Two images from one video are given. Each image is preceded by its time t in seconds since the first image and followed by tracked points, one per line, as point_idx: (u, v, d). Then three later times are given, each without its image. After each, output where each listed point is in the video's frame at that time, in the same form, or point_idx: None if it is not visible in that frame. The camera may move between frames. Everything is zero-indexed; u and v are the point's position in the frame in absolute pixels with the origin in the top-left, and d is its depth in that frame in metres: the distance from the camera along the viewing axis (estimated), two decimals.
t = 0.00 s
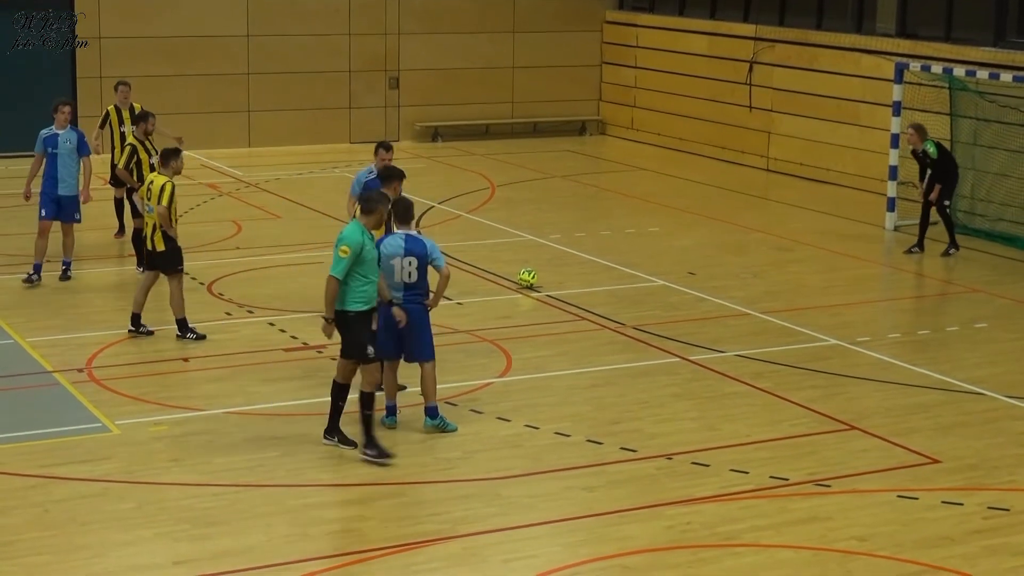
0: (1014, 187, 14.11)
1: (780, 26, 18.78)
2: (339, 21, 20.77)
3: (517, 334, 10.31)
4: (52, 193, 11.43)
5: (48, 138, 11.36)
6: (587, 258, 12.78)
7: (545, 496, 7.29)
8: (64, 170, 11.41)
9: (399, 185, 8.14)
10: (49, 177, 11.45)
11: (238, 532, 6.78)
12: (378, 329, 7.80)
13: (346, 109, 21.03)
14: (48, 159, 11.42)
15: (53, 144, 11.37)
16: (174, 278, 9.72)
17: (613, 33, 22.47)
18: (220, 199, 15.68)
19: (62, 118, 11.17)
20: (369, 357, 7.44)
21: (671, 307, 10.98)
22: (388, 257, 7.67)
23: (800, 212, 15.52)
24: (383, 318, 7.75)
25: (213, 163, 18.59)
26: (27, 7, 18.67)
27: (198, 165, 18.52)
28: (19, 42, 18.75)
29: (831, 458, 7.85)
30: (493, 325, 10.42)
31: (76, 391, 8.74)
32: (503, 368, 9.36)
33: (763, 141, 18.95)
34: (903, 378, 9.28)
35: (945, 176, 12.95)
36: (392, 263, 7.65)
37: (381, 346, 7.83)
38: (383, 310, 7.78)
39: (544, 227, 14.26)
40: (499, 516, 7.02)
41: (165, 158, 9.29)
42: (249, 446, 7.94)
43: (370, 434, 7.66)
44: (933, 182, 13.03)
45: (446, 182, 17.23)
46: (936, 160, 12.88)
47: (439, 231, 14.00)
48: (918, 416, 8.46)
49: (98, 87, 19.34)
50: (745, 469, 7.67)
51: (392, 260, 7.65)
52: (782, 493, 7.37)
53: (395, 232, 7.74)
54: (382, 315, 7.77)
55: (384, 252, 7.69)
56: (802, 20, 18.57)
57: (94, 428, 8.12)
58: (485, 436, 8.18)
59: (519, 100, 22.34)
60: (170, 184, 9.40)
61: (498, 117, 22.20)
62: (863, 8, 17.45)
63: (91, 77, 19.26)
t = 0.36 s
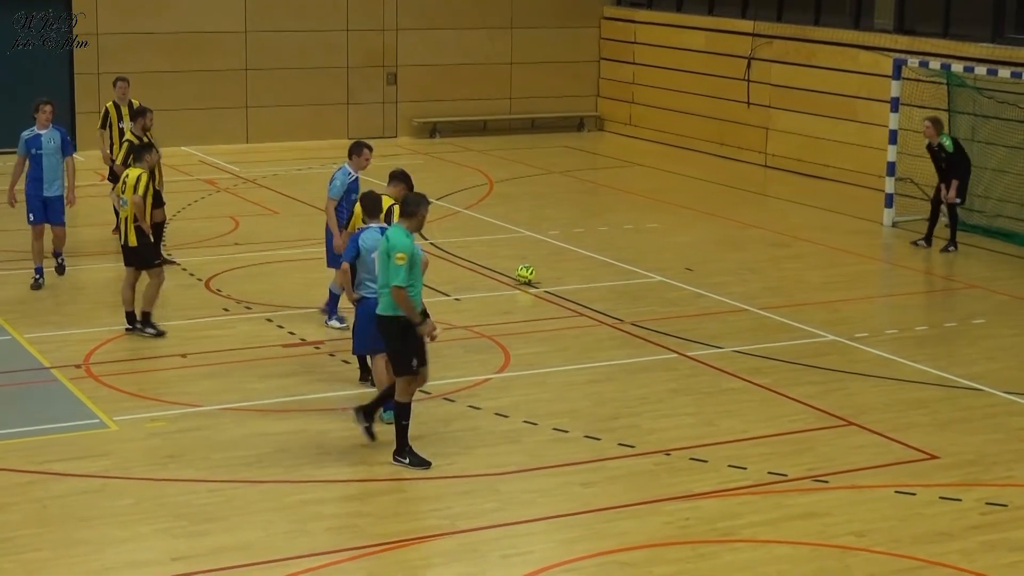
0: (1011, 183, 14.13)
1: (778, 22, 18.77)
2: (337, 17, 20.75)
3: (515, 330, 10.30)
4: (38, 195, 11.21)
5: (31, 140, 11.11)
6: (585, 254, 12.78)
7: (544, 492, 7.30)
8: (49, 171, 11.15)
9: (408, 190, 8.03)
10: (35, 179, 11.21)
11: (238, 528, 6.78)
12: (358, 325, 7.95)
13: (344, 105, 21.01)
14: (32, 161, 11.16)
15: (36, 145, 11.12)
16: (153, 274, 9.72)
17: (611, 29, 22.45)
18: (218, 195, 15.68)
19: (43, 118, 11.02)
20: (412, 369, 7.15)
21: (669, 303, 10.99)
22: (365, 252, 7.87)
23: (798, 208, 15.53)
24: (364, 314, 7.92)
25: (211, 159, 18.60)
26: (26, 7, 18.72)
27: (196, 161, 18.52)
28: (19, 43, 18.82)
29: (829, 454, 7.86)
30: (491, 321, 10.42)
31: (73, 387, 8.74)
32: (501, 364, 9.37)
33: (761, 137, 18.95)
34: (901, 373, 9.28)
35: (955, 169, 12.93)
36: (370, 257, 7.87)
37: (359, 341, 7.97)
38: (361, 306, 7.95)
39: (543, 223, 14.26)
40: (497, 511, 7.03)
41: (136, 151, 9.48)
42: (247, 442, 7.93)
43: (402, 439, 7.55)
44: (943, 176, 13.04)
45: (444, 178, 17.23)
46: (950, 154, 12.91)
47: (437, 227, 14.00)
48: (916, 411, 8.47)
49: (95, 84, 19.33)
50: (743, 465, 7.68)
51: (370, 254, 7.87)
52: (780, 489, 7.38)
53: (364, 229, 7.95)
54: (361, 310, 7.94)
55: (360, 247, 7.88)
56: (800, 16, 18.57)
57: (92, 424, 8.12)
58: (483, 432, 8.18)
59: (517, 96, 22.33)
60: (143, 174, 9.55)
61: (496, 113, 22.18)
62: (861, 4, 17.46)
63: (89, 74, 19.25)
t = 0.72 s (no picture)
0: (1008, 179, 14.09)
1: (775, 18, 18.75)
2: (333, 14, 20.73)
3: (512, 326, 10.31)
4: (30, 196, 10.79)
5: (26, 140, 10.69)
6: (582, 250, 12.78)
7: (540, 488, 7.30)
8: (43, 172, 10.75)
9: (404, 185, 8.11)
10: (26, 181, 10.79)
11: (234, 524, 6.79)
12: (336, 319, 7.80)
13: (340, 102, 21.00)
14: (22, 162, 10.71)
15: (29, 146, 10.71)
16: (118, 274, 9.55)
17: (607, 25, 22.46)
18: (214, 191, 15.67)
19: (37, 118, 10.67)
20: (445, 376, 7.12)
21: (665, 299, 10.99)
22: (344, 243, 7.79)
23: (794, 204, 15.54)
24: (345, 306, 7.79)
25: (208, 155, 18.58)
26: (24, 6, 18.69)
27: (192, 157, 18.51)
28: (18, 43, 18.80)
29: (825, 449, 7.87)
30: (487, 317, 10.43)
31: (70, 383, 8.73)
32: (498, 361, 9.37)
33: (757, 133, 18.96)
34: (897, 369, 9.30)
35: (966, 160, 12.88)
36: (349, 248, 7.79)
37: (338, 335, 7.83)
38: (339, 298, 7.81)
39: (539, 219, 14.26)
40: (493, 507, 7.04)
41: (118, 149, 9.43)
42: (244, 438, 7.93)
43: (488, 437, 7.49)
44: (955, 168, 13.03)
45: (441, 174, 17.22)
46: (960, 149, 12.88)
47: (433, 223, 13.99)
48: (911, 407, 8.48)
49: (92, 81, 19.29)
50: (739, 460, 7.69)
51: (349, 244, 7.79)
52: (776, 484, 7.39)
53: (336, 219, 7.85)
54: (340, 302, 7.81)
55: (338, 237, 7.79)
56: (796, 12, 18.53)
57: (88, 420, 8.12)
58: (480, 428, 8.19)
59: (514, 92, 22.32)
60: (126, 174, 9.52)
61: (492, 109, 22.18)
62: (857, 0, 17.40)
63: (85, 70, 19.22)
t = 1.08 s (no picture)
0: (995, 172, 14.13)
1: (762, 12, 18.70)
2: (321, 10, 20.70)
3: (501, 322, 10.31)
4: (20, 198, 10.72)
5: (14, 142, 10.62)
6: (570, 245, 12.78)
7: (530, 483, 7.31)
8: (32, 173, 10.67)
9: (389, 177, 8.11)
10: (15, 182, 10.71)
11: (225, 523, 6.78)
12: (303, 309, 7.91)
13: (328, 98, 21.00)
14: (12, 163, 10.63)
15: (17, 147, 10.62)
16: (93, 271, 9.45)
17: (595, 20, 22.49)
18: (203, 189, 15.65)
19: (29, 120, 10.48)
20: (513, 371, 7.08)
21: (655, 294, 11.00)
22: (307, 235, 7.83)
23: (784, 198, 15.56)
24: (311, 296, 7.91)
25: (196, 153, 18.56)
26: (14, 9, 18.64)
27: (181, 155, 18.49)
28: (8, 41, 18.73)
29: (815, 442, 7.88)
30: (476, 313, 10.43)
31: (58, 382, 8.70)
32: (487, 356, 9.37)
33: (745, 127, 18.98)
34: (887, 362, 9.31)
35: (961, 146, 12.90)
36: (313, 240, 7.85)
37: (300, 323, 7.96)
38: (304, 289, 7.91)
39: (527, 215, 14.26)
40: (484, 503, 7.04)
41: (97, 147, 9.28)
42: (233, 436, 7.92)
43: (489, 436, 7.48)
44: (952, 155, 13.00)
45: (430, 171, 17.22)
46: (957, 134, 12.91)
47: (421, 220, 13.99)
48: (901, 399, 8.50)
49: (79, 79, 19.23)
50: (729, 454, 7.70)
51: (311, 236, 7.84)
52: (766, 478, 7.40)
53: (295, 211, 7.84)
54: (305, 292, 7.91)
55: (302, 230, 7.80)
56: (784, 7, 18.43)
57: (77, 419, 8.10)
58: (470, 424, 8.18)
59: (502, 88, 22.31)
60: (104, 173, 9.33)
61: (480, 105, 22.18)
62: None
63: (73, 68, 19.17)
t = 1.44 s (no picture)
0: (966, 169, 14.27)
1: (738, 13, 18.88)
2: (303, 12, 20.79)
3: (483, 319, 10.44)
4: (12, 207, 10.51)
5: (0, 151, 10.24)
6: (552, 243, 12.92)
7: (512, 477, 7.45)
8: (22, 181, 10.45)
9: (367, 174, 8.21)
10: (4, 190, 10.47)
11: (211, 518, 6.90)
12: (239, 304, 8.18)
13: (311, 99, 21.08)
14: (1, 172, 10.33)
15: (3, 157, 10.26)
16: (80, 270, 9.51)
17: (574, 21, 22.62)
18: (187, 189, 15.74)
19: (14, 126, 10.25)
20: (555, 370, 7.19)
21: (635, 290, 11.14)
22: (248, 232, 8.13)
23: (765, 195, 15.71)
24: (248, 291, 8.18)
25: (181, 154, 18.63)
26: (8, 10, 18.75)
27: (166, 156, 18.55)
28: None
29: (791, 436, 8.03)
30: (458, 310, 10.56)
31: (46, 380, 8.80)
32: (469, 353, 9.50)
33: (722, 126, 19.10)
34: (864, 355, 9.46)
35: (942, 137, 13.08)
36: (253, 238, 8.15)
37: (235, 317, 8.23)
38: (242, 284, 8.19)
39: (509, 214, 14.38)
40: (466, 497, 7.18)
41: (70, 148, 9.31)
42: (218, 433, 8.04)
43: (565, 437, 7.58)
44: (935, 145, 13.14)
45: (413, 170, 17.35)
46: (936, 124, 13.06)
47: (404, 219, 14.10)
48: (876, 392, 8.66)
49: (66, 81, 19.28)
50: (707, 448, 7.84)
51: (252, 233, 8.15)
52: (743, 471, 7.55)
53: (239, 209, 8.18)
54: (243, 287, 8.19)
55: (242, 226, 8.13)
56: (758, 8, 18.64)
57: (65, 417, 8.20)
58: (452, 419, 8.31)
59: (484, 88, 22.40)
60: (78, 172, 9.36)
61: (461, 105, 22.26)
62: None
63: (60, 70, 19.22)
